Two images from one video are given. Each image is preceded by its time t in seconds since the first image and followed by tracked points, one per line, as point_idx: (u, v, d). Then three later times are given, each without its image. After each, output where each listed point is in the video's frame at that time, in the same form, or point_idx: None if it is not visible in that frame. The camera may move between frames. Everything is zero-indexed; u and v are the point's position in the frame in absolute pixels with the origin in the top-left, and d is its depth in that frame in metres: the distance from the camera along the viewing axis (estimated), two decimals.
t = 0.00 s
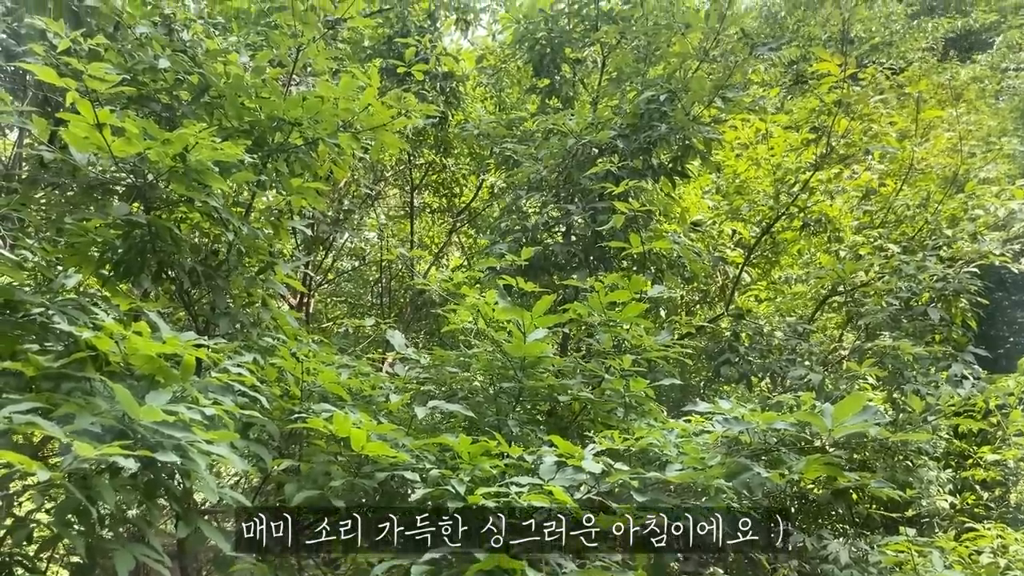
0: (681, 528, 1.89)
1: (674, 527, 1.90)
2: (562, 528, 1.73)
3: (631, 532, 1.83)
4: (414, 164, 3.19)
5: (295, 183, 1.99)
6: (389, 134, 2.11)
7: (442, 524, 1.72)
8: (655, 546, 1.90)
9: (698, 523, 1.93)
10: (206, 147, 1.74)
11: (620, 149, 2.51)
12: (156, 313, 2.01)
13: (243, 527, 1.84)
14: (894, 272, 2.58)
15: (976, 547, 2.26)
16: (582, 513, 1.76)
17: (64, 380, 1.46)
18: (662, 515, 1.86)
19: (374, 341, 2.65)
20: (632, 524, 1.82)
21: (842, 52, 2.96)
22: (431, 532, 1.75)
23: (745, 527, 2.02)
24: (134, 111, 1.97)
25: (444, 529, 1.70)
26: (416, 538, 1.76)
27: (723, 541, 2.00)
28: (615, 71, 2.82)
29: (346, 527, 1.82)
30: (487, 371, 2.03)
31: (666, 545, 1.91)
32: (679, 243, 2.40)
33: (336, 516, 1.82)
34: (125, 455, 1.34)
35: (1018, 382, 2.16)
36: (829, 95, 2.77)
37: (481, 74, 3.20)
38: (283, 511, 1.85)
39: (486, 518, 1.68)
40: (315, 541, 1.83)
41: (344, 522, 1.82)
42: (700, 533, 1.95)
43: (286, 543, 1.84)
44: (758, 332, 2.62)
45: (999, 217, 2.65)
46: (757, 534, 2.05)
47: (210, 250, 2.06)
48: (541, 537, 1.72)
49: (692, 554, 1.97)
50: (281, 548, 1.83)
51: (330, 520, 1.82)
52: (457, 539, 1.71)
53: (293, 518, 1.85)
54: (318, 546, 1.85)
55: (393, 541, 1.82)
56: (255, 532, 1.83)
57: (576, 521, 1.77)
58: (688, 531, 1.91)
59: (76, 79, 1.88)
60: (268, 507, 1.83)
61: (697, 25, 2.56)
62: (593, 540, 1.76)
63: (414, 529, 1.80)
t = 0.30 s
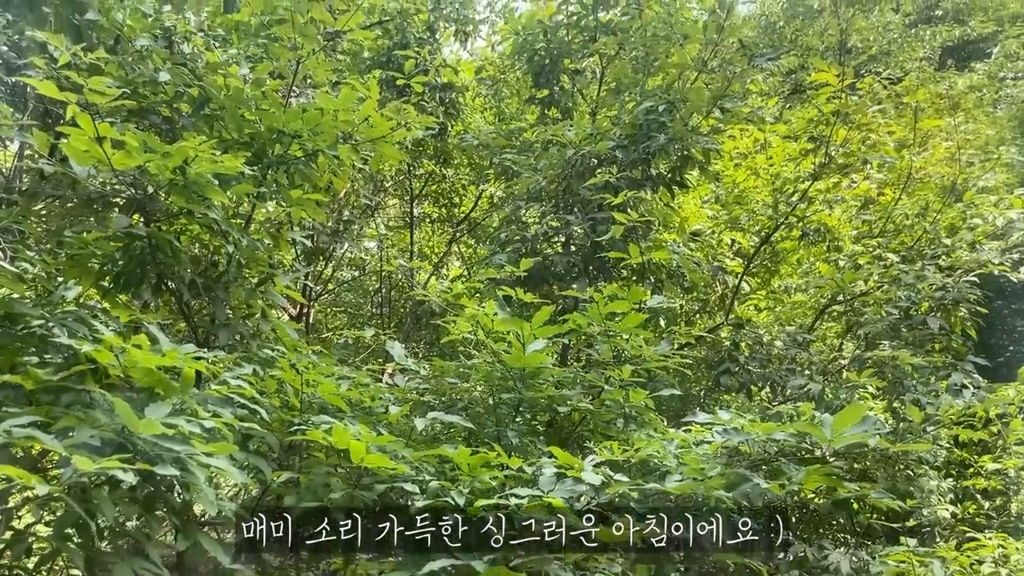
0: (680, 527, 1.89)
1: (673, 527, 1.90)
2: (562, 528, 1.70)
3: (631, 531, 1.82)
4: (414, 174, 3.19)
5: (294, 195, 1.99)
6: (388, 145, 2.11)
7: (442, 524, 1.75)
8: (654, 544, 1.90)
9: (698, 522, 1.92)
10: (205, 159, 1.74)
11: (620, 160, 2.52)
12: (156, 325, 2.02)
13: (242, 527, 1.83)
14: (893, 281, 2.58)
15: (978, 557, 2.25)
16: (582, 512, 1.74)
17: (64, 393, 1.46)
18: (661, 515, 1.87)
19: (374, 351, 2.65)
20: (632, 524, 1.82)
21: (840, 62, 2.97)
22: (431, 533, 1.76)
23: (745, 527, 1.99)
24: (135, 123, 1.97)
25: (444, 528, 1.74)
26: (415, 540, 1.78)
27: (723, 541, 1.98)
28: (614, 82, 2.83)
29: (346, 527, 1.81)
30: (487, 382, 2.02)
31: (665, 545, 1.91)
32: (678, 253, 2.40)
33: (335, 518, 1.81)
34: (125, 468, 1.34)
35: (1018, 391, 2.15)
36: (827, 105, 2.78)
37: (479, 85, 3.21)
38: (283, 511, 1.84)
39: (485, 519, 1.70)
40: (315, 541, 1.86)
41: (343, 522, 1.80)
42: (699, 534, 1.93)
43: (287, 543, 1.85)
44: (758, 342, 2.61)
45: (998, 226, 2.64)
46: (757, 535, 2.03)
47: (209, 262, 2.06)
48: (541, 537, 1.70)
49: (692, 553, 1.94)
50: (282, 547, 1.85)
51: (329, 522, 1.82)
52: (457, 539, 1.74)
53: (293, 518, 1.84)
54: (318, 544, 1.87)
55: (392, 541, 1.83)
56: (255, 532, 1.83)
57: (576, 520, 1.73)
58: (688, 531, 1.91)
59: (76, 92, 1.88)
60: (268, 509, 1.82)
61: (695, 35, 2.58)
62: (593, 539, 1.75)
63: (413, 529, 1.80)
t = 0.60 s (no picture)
0: (681, 528, 1.83)
1: (673, 527, 1.85)
2: (561, 529, 1.72)
3: (631, 531, 1.79)
4: (413, 187, 3.18)
5: (293, 209, 2.00)
6: (386, 159, 2.11)
7: (442, 524, 1.73)
8: (654, 545, 1.85)
9: (698, 522, 1.86)
10: (204, 174, 1.75)
11: (617, 172, 2.52)
12: (155, 339, 2.02)
13: (243, 527, 1.81)
14: (892, 291, 2.58)
15: (979, 569, 2.24)
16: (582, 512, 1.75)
17: (62, 408, 1.46)
18: (662, 515, 1.82)
19: (373, 363, 2.65)
20: (632, 524, 1.80)
21: (837, 72, 2.94)
22: (431, 532, 1.75)
23: (746, 526, 1.91)
24: (134, 138, 1.98)
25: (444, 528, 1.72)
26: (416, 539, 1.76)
27: (723, 541, 1.92)
28: (611, 94, 2.83)
29: (347, 527, 1.79)
30: (486, 394, 2.01)
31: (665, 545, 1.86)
32: (677, 265, 2.40)
33: (335, 517, 1.79)
34: (122, 483, 1.34)
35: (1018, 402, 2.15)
36: (824, 116, 2.78)
37: (478, 97, 3.24)
38: (282, 511, 1.82)
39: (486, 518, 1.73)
40: (315, 542, 1.83)
41: (344, 522, 1.79)
42: (700, 533, 1.88)
43: (287, 543, 1.83)
44: (758, 353, 2.61)
45: (997, 236, 2.63)
46: (757, 535, 1.98)
47: (208, 276, 2.06)
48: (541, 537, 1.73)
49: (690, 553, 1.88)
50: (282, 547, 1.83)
51: (329, 520, 1.80)
52: (457, 539, 1.73)
53: (293, 518, 1.82)
54: (319, 544, 1.84)
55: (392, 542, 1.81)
56: (255, 533, 1.81)
57: (576, 519, 1.75)
58: (688, 530, 1.85)
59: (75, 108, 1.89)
60: (267, 509, 1.80)
61: (693, 49, 2.59)
62: (592, 540, 1.76)
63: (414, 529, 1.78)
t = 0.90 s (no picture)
0: (681, 528, 1.88)
1: (673, 527, 1.89)
2: (561, 528, 1.77)
3: (631, 531, 1.87)
4: (412, 201, 3.23)
5: (292, 224, 2.00)
6: (385, 174, 2.13)
7: (442, 524, 1.74)
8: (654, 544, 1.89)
9: (698, 523, 1.89)
10: (203, 190, 1.75)
11: (615, 185, 2.53)
12: (154, 354, 2.02)
13: (242, 528, 1.81)
14: (891, 303, 2.59)
15: None
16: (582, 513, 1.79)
17: (61, 426, 1.46)
18: (662, 515, 1.87)
19: (372, 377, 2.64)
20: (632, 525, 1.87)
21: (834, 85, 2.99)
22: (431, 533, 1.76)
23: (745, 527, 1.93)
24: (133, 154, 1.99)
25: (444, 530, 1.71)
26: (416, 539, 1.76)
27: (723, 542, 1.93)
28: (609, 107, 2.84)
29: (346, 527, 1.79)
30: (485, 409, 2.00)
31: (665, 546, 1.90)
32: (677, 277, 2.46)
33: (335, 517, 1.78)
34: (120, 501, 1.33)
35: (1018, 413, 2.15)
36: (822, 129, 2.82)
37: (476, 111, 3.20)
38: (282, 511, 1.82)
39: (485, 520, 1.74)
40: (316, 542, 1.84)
41: (344, 522, 1.78)
42: (699, 534, 1.91)
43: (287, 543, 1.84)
44: (757, 365, 2.61)
45: (995, 248, 2.65)
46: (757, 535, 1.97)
47: (207, 290, 2.06)
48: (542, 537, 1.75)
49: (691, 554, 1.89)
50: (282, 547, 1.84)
51: (329, 521, 1.79)
52: (457, 540, 1.74)
53: (292, 519, 1.82)
54: (319, 543, 1.85)
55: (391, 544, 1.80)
56: (255, 533, 1.81)
57: (576, 520, 1.79)
58: (688, 531, 1.89)
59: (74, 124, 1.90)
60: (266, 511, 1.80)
61: (690, 62, 2.62)
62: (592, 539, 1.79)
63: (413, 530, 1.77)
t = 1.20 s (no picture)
0: (681, 527, 1.87)
1: (674, 527, 1.88)
2: (561, 527, 1.78)
3: (631, 531, 1.86)
4: (410, 214, 3.20)
5: (291, 239, 2.01)
6: (383, 189, 2.15)
7: (442, 524, 1.72)
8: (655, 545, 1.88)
9: (698, 522, 1.90)
10: (200, 207, 1.75)
11: (613, 199, 2.54)
12: (151, 371, 2.01)
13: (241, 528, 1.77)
14: (890, 315, 2.59)
15: None
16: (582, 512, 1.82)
17: (58, 443, 1.46)
18: (662, 514, 1.86)
19: (371, 391, 2.64)
20: (632, 524, 1.87)
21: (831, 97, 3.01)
22: (431, 533, 1.73)
23: (745, 526, 1.95)
24: (131, 170, 1.99)
25: (445, 527, 1.70)
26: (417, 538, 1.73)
27: (723, 542, 1.94)
28: (606, 121, 2.86)
29: (347, 527, 1.77)
30: (484, 424, 2.00)
31: (666, 546, 1.89)
32: (675, 290, 2.47)
33: (334, 516, 1.77)
34: (117, 519, 1.33)
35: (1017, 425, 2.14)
36: (818, 142, 2.83)
37: (474, 125, 3.29)
38: (284, 511, 1.82)
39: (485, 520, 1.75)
40: (316, 541, 1.80)
41: (344, 522, 1.77)
42: (700, 534, 1.91)
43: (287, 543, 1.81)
44: (756, 378, 2.60)
45: (993, 260, 2.66)
46: (757, 535, 1.98)
47: (205, 306, 2.06)
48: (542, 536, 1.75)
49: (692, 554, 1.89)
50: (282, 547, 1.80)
51: (330, 519, 1.77)
52: (458, 540, 1.71)
53: (295, 516, 1.81)
54: (320, 544, 1.82)
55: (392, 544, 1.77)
56: (255, 533, 1.77)
57: (576, 520, 1.81)
58: (688, 530, 1.89)
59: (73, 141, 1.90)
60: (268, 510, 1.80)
61: (687, 77, 2.62)
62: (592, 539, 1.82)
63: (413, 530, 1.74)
